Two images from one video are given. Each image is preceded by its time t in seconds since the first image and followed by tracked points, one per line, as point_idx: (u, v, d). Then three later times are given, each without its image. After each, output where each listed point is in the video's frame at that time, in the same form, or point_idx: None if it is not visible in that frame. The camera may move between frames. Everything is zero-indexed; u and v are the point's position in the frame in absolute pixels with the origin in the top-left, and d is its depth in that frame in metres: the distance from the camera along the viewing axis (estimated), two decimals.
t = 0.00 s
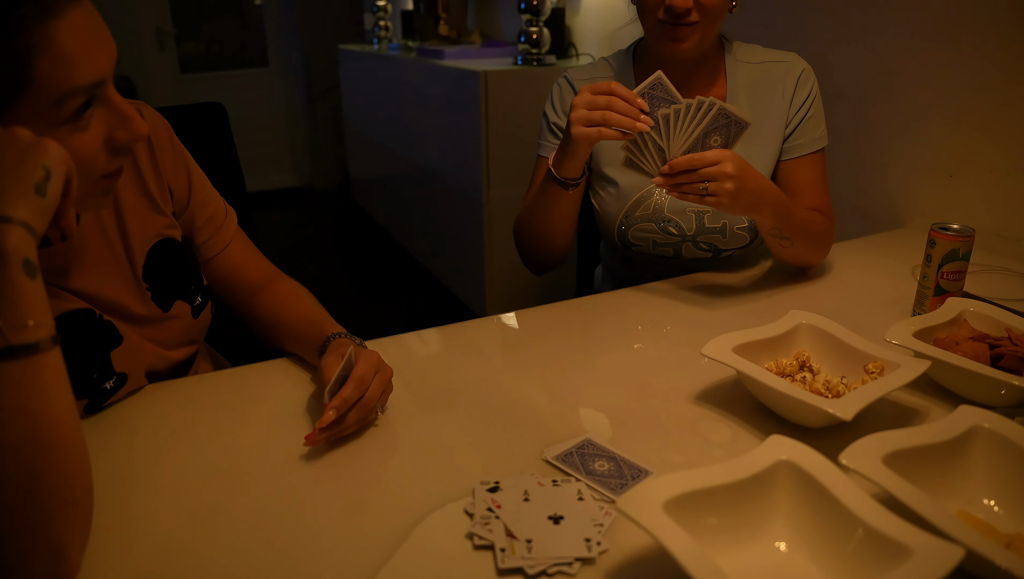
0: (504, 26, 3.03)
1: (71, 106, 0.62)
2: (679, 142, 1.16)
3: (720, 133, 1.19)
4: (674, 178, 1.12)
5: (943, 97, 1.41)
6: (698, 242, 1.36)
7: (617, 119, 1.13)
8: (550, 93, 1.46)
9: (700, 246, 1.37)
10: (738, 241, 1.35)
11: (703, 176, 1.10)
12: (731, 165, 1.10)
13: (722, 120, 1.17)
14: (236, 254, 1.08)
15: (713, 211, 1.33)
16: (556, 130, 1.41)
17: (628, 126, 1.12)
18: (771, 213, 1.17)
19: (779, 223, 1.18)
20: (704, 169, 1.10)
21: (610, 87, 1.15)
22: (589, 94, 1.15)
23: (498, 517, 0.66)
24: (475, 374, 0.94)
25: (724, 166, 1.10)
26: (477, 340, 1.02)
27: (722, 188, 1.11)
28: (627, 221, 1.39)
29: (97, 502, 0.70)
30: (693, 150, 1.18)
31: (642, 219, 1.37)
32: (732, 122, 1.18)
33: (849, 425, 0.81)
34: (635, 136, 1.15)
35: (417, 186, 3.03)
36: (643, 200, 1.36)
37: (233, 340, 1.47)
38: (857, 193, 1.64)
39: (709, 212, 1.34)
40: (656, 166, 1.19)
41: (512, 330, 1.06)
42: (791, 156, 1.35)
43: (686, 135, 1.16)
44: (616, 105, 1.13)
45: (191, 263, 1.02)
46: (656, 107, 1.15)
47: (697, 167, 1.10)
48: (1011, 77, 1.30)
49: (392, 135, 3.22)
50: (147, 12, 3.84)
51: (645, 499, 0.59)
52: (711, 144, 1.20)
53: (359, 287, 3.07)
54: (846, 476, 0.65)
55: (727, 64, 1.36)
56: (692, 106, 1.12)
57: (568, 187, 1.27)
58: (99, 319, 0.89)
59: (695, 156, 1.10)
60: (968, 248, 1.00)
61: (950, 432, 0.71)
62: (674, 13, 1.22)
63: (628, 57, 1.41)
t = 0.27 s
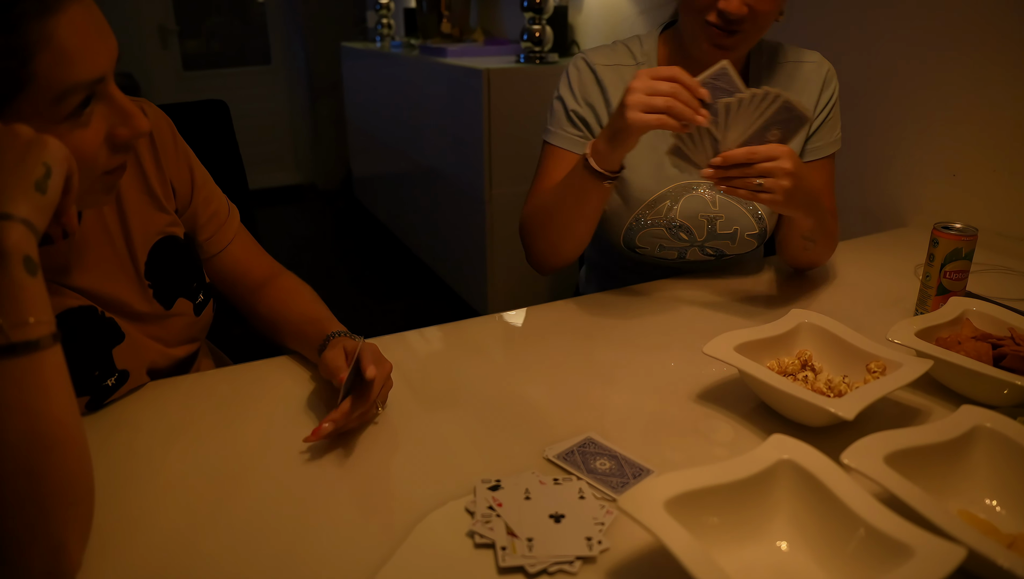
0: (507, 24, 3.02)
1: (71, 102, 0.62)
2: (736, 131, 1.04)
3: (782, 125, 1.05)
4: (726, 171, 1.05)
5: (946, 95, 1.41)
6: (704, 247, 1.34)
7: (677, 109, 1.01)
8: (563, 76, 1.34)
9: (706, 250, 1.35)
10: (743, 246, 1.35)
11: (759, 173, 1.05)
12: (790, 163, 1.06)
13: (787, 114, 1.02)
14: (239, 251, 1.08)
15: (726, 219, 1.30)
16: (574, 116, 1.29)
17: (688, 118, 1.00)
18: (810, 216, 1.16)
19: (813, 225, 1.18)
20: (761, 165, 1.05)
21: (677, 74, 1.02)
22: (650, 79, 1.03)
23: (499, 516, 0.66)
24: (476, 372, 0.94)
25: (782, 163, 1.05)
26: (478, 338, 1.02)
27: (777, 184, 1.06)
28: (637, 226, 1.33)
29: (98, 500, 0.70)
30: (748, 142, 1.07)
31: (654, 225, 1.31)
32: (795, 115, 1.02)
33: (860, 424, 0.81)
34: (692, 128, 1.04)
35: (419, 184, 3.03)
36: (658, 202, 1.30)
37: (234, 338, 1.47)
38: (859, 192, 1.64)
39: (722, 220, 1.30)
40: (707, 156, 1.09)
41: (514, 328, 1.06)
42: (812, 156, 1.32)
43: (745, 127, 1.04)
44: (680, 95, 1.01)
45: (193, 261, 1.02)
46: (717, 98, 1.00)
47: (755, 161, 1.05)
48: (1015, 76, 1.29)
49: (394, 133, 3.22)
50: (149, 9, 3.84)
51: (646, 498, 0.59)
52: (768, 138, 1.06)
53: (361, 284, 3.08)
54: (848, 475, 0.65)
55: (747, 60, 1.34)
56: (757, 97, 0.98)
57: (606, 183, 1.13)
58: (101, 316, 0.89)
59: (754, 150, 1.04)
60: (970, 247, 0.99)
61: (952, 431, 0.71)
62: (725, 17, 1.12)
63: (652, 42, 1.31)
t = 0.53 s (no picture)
0: (508, 24, 3.02)
1: (67, 101, 0.62)
2: (807, 129, 1.03)
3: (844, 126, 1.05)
4: (792, 168, 1.07)
5: (948, 94, 1.40)
6: (703, 226, 1.34)
7: (762, 97, 0.96)
8: (596, 25, 1.26)
9: (703, 230, 1.35)
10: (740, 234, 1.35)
11: (828, 171, 1.07)
12: (856, 163, 1.09)
13: (857, 114, 1.03)
14: (241, 249, 1.09)
15: (732, 202, 1.29)
16: (606, 71, 1.22)
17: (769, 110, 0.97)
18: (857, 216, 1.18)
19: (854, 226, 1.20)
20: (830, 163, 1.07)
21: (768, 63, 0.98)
22: (739, 60, 0.99)
23: (498, 515, 0.66)
24: (476, 371, 0.94)
25: (850, 164, 1.08)
26: (479, 338, 1.02)
27: (843, 182, 1.08)
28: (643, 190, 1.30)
29: (97, 499, 0.70)
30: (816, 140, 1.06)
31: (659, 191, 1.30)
32: (864, 116, 1.03)
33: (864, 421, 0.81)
34: (764, 124, 1.00)
35: (421, 183, 3.03)
36: (668, 173, 1.29)
37: (235, 337, 1.47)
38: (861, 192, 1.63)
39: (728, 201, 1.29)
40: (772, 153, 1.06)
41: (515, 328, 1.06)
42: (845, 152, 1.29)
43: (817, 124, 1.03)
44: (769, 83, 0.97)
45: (195, 261, 1.03)
46: (797, 94, 0.99)
47: (825, 158, 1.07)
48: (1016, 75, 1.29)
49: (396, 132, 3.22)
50: (151, 9, 3.84)
51: (645, 498, 0.59)
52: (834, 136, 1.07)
53: (363, 284, 3.08)
54: (848, 475, 0.65)
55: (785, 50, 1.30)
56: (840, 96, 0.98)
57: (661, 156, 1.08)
58: (102, 316, 0.89)
59: (826, 147, 1.06)
60: (971, 246, 0.99)
61: (953, 431, 0.71)
62: (784, 11, 1.08)
63: None
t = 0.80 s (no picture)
0: (509, 27, 3.03)
1: (69, 99, 0.62)
2: (825, 110, 1.05)
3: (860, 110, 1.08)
4: (807, 148, 1.07)
5: (947, 97, 1.41)
6: (706, 219, 1.34)
7: (793, 77, 0.98)
8: (617, 10, 1.26)
9: (706, 225, 1.36)
10: (742, 229, 1.36)
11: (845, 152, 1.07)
12: (872, 147, 1.08)
13: (875, 96, 1.06)
14: (245, 253, 1.09)
15: (737, 195, 1.30)
16: (624, 54, 1.22)
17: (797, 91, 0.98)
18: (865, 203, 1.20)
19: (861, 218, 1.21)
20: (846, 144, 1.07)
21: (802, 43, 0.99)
22: (771, 37, 1.00)
23: (500, 517, 0.66)
24: (477, 374, 0.94)
25: (866, 145, 1.08)
26: (480, 341, 1.03)
27: (860, 165, 1.08)
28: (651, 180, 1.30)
29: (100, 501, 0.71)
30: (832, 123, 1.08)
31: (667, 184, 1.29)
32: (880, 100, 1.06)
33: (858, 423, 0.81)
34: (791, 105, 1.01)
35: (422, 186, 3.04)
36: (677, 161, 1.28)
37: (236, 338, 1.48)
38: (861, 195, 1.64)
39: (733, 194, 1.30)
40: (788, 133, 1.07)
41: (516, 330, 1.06)
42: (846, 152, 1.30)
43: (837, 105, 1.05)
44: (800, 65, 0.98)
45: (200, 264, 1.03)
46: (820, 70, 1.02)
47: (841, 140, 1.07)
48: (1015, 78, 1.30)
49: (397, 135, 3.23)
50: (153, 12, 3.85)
51: (646, 500, 0.59)
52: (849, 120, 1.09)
53: (364, 286, 3.08)
54: (848, 477, 0.65)
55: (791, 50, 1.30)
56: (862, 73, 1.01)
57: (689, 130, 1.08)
58: (105, 318, 0.90)
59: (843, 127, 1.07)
60: (970, 250, 1.00)
61: (953, 433, 0.71)
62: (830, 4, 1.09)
63: None
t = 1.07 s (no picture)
0: (510, 32, 3.04)
1: (73, 98, 0.62)
2: (809, 87, 1.05)
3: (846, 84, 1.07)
4: (795, 122, 1.06)
5: (945, 105, 1.42)
6: (721, 225, 1.36)
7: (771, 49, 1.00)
8: (616, 38, 1.33)
9: (722, 230, 1.37)
10: (757, 233, 1.37)
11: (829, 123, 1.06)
12: (856, 116, 1.07)
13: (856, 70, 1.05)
14: (250, 258, 1.09)
15: (750, 196, 1.33)
16: (626, 74, 1.28)
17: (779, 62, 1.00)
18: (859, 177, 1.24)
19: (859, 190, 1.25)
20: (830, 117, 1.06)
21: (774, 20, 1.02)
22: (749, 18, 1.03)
23: (501, 521, 0.66)
24: (478, 378, 0.94)
25: (850, 115, 1.07)
26: (480, 345, 1.03)
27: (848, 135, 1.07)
28: (666, 186, 1.34)
29: (102, 503, 0.71)
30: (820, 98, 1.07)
31: (681, 187, 1.34)
32: (860, 72, 1.05)
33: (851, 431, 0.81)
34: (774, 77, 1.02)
35: (422, 190, 3.04)
36: (687, 169, 1.33)
37: (239, 343, 1.48)
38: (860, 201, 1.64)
39: (745, 197, 1.33)
40: (775, 112, 1.08)
41: (516, 335, 1.06)
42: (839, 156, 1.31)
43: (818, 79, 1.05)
44: (776, 36, 1.00)
45: (204, 268, 1.03)
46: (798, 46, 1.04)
47: (824, 112, 1.06)
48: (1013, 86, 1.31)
49: (397, 139, 3.24)
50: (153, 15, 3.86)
51: (647, 503, 0.59)
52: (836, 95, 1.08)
53: (363, 290, 3.08)
54: (848, 482, 0.65)
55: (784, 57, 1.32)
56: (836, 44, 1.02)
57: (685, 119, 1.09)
58: (108, 321, 0.90)
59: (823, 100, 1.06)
60: (969, 256, 1.00)
61: (952, 438, 0.71)
62: None
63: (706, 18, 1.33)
